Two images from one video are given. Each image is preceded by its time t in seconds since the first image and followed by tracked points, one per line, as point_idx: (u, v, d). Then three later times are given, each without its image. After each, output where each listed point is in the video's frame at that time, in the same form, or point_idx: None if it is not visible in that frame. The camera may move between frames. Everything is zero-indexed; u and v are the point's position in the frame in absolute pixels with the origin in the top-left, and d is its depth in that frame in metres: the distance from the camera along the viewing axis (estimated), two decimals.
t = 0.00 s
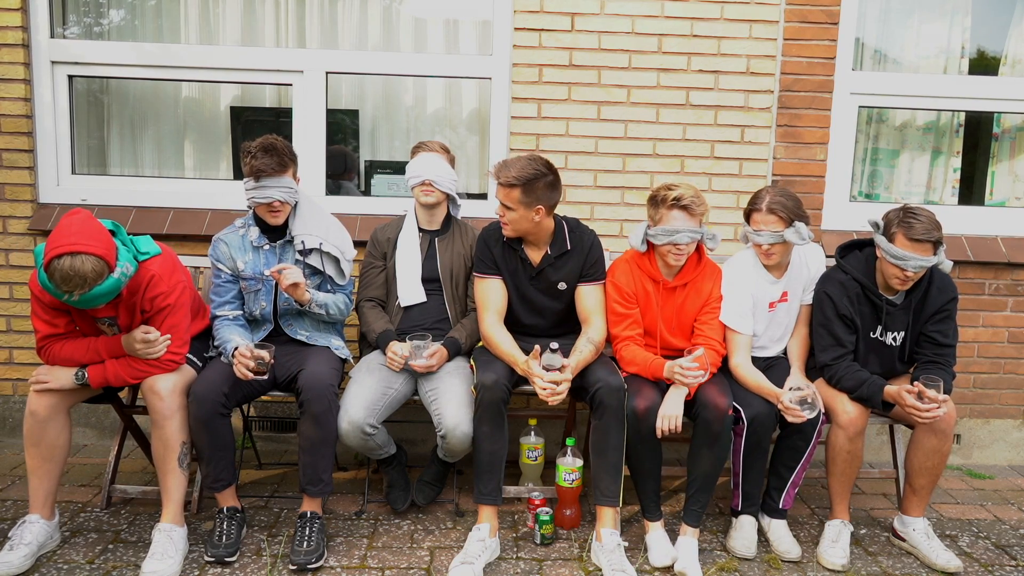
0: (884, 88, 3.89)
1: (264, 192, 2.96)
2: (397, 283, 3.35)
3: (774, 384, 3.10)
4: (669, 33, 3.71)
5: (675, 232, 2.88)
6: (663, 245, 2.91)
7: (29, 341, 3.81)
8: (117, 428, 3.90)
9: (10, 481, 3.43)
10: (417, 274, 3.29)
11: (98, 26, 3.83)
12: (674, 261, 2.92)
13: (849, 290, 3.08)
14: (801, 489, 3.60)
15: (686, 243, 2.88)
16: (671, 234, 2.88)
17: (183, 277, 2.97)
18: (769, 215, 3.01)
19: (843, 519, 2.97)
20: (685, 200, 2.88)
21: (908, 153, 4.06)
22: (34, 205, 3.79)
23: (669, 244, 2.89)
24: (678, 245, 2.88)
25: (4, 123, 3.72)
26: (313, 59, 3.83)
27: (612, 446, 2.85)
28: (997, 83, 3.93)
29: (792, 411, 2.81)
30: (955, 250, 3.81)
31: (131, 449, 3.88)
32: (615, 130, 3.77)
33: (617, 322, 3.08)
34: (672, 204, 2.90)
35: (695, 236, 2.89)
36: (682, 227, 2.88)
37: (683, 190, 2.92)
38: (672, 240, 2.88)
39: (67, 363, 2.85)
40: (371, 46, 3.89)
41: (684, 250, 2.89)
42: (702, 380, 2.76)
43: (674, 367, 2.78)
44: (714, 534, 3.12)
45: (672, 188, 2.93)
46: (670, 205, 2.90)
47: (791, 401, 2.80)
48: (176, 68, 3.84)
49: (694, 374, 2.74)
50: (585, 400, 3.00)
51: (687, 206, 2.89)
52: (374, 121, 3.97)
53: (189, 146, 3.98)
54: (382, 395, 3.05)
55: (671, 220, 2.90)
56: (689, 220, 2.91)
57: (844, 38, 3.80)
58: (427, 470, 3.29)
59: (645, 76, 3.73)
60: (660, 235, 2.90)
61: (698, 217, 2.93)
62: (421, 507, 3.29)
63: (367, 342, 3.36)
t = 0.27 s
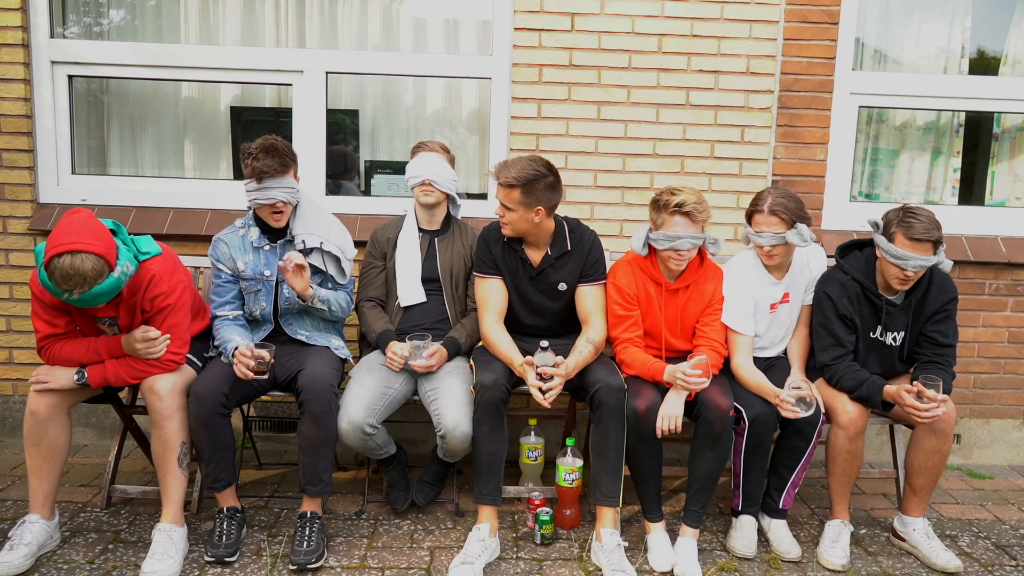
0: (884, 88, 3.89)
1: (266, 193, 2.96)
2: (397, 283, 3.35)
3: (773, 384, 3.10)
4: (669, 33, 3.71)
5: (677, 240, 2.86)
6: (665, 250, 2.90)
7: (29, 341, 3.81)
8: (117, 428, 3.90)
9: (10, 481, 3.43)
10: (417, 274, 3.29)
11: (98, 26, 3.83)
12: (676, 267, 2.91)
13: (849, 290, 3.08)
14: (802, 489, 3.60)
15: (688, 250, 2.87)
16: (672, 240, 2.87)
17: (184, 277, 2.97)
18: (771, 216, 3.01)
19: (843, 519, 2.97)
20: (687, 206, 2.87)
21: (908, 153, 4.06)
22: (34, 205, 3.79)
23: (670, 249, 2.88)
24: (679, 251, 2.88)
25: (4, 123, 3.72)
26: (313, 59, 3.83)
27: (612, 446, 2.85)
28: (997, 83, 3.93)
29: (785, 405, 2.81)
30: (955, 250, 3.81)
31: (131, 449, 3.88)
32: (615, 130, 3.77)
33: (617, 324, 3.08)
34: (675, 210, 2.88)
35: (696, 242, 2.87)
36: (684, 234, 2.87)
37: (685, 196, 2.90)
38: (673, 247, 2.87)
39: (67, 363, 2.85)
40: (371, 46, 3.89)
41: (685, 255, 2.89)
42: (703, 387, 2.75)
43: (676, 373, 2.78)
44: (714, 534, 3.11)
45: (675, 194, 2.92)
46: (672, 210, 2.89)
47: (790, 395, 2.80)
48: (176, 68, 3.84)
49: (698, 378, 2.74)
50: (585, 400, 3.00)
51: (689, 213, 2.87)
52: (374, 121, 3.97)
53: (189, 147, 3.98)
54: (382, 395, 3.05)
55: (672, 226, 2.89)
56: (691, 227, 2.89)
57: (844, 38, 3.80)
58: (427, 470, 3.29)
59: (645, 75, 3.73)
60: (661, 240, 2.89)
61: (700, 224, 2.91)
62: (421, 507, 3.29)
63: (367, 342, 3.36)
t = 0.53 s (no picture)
0: (884, 88, 3.89)
1: (266, 193, 2.96)
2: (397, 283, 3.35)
3: (773, 384, 3.10)
4: (669, 33, 3.71)
5: (676, 241, 2.86)
6: (664, 252, 2.90)
7: (29, 341, 3.81)
8: (117, 428, 3.90)
9: (10, 481, 3.43)
10: (417, 274, 3.29)
11: (98, 26, 3.83)
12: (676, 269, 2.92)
13: (849, 290, 3.08)
14: (802, 489, 3.60)
15: (686, 252, 2.87)
16: (670, 243, 2.87)
17: (185, 277, 2.97)
18: (774, 217, 3.01)
19: (843, 519, 2.97)
20: (686, 209, 2.86)
21: (908, 153, 4.06)
22: (34, 205, 3.79)
23: (669, 251, 2.89)
24: (678, 254, 2.88)
25: (4, 123, 3.72)
26: (313, 59, 3.83)
27: (612, 446, 2.85)
28: (997, 83, 3.93)
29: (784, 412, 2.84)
30: (955, 250, 3.81)
31: (131, 449, 3.88)
32: (615, 130, 3.77)
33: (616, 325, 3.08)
34: (672, 213, 2.88)
35: (695, 245, 2.87)
36: (682, 236, 2.87)
37: (684, 198, 2.90)
38: (672, 249, 2.87)
39: (67, 363, 2.85)
40: (371, 46, 3.89)
41: (684, 258, 2.90)
42: (708, 386, 2.77)
43: (681, 373, 2.79)
44: (714, 533, 3.11)
45: (674, 196, 2.91)
46: (670, 213, 2.88)
47: (785, 402, 2.83)
48: (176, 68, 3.84)
49: (701, 378, 2.74)
50: (585, 400, 3.00)
51: (687, 216, 2.87)
52: (374, 121, 3.97)
53: (189, 147, 3.98)
54: (382, 395, 3.05)
55: (671, 228, 2.88)
56: (690, 230, 2.89)
57: (844, 38, 3.80)
58: (427, 470, 3.30)
59: (645, 75, 3.73)
60: (661, 242, 2.88)
61: (699, 227, 2.91)
62: (421, 507, 3.29)
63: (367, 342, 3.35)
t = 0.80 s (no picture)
0: (884, 88, 3.89)
1: (266, 194, 2.96)
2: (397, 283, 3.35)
3: (773, 384, 3.10)
4: (669, 33, 3.71)
5: (675, 242, 2.86)
6: (664, 253, 2.90)
7: (29, 341, 3.81)
8: (117, 428, 3.90)
9: (10, 481, 3.43)
10: (417, 274, 3.29)
11: (98, 26, 3.83)
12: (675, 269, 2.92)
13: (849, 290, 3.08)
14: (802, 489, 3.60)
15: (685, 252, 2.86)
16: (670, 243, 2.86)
17: (185, 277, 2.96)
18: (775, 218, 3.01)
19: (843, 519, 2.97)
20: (685, 209, 2.86)
21: (908, 153, 4.06)
22: (34, 204, 3.79)
23: (668, 252, 2.88)
24: (677, 254, 2.87)
25: (4, 123, 3.72)
26: (313, 59, 3.83)
27: (612, 447, 2.85)
28: (997, 83, 3.93)
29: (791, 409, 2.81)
30: (955, 250, 3.81)
31: (131, 449, 3.88)
32: (615, 130, 3.77)
33: (615, 325, 3.08)
34: (671, 213, 2.88)
35: (694, 245, 2.87)
36: (682, 236, 2.86)
37: (683, 198, 2.89)
38: (671, 249, 2.86)
39: (68, 363, 2.85)
40: (371, 46, 3.89)
41: (683, 258, 2.89)
42: (709, 388, 2.76)
43: (683, 372, 2.78)
44: (714, 534, 3.11)
45: (674, 197, 2.91)
46: (670, 214, 2.88)
47: (796, 399, 2.79)
48: (176, 68, 3.84)
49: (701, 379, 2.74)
50: (584, 400, 3.00)
51: (686, 216, 2.87)
52: (374, 121, 3.97)
53: (189, 146, 3.98)
54: (382, 395, 3.05)
55: (670, 228, 2.88)
56: (689, 230, 2.89)
57: (844, 38, 3.80)
58: (427, 470, 3.30)
59: (645, 75, 3.73)
60: (660, 242, 2.88)
61: (698, 227, 2.90)
62: (421, 507, 3.29)
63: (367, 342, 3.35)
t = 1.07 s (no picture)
0: (884, 88, 3.89)
1: (264, 196, 2.96)
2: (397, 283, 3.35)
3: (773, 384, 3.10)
4: (669, 33, 3.71)
5: (675, 243, 2.85)
6: (664, 254, 2.89)
7: (29, 341, 3.81)
8: (117, 428, 3.90)
9: (10, 481, 3.43)
10: (417, 274, 3.29)
11: (98, 26, 3.83)
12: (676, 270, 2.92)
13: (849, 290, 3.08)
14: (802, 489, 3.60)
15: (685, 254, 2.86)
16: (670, 244, 2.86)
17: (186, 277, 2.96)
18: (776, 219, 3.01)
19: (843, 519, 2.97)
20: (686, 211, 2.86)
21: (908, 153, 4.06)
22: (34, 204, 3.79)
23: (668, 253, 2.88)
24: (677, 255, 2.87)
25: (4, 123, 3.72)
26: (313, 59, 3.83)
27: (612, 447, 2.85)
28: (997, 83, 3.93)
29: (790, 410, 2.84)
30: (955, 250, 3.81)
31: (131, 449, 3.88)
32: (615, 130, 3.77)
33: (615, 326, 3.08)
34: (671, 214, 2.88)
35: (695, 246, 2.87)
36: (682, 237, 2.86)
37: (684, 200, 2.89)
38: (671, 251, 2.86)
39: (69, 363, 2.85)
40: (371, 46, 3.89)
41: (684, 259, 2.89)
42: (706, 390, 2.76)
43: (680, 374, 2.79)
44: (714, 534, 3.11)
45: (674, 198, 2.91)
46: (670, 215, 2.88)
47: (793, 400, 2.82)
48: (176, 68, 3.84)
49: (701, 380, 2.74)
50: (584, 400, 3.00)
51: (687, 218, 2.87)
52: (374, 121, 3.97)
53: (189, 147, 3.98)
54: (382, 395, 3.05)
55: (670, 229, 2.88)
56: (689, 231, 2.89)
57: (844, 38, 3.80)
58: (427, 470, 3.30)
59: (645, 76, 3.73)
60: (661, 244, 2.88)
61: (699, 228, 2.90)
62: (421, 507, 3.29)
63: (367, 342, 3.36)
